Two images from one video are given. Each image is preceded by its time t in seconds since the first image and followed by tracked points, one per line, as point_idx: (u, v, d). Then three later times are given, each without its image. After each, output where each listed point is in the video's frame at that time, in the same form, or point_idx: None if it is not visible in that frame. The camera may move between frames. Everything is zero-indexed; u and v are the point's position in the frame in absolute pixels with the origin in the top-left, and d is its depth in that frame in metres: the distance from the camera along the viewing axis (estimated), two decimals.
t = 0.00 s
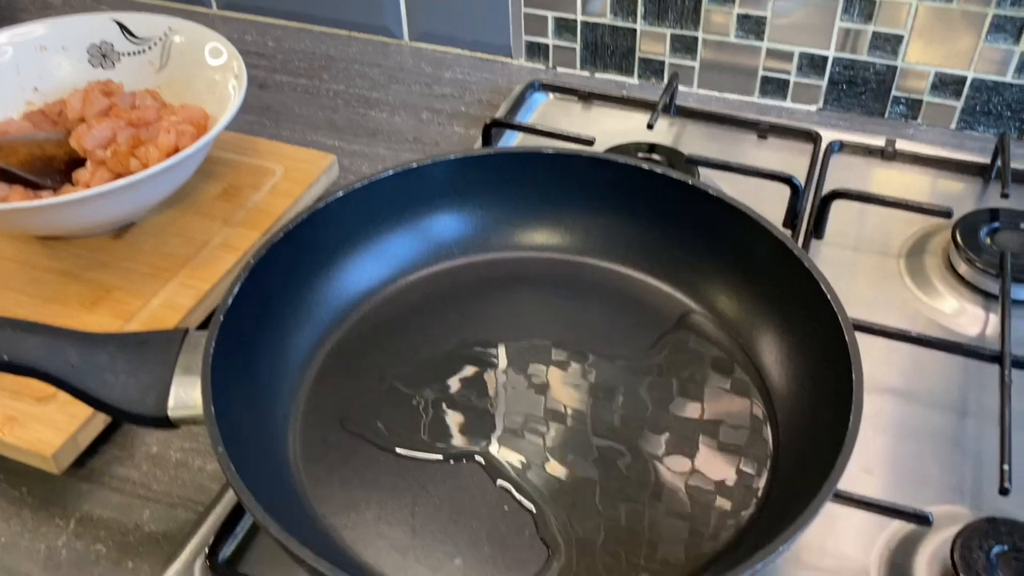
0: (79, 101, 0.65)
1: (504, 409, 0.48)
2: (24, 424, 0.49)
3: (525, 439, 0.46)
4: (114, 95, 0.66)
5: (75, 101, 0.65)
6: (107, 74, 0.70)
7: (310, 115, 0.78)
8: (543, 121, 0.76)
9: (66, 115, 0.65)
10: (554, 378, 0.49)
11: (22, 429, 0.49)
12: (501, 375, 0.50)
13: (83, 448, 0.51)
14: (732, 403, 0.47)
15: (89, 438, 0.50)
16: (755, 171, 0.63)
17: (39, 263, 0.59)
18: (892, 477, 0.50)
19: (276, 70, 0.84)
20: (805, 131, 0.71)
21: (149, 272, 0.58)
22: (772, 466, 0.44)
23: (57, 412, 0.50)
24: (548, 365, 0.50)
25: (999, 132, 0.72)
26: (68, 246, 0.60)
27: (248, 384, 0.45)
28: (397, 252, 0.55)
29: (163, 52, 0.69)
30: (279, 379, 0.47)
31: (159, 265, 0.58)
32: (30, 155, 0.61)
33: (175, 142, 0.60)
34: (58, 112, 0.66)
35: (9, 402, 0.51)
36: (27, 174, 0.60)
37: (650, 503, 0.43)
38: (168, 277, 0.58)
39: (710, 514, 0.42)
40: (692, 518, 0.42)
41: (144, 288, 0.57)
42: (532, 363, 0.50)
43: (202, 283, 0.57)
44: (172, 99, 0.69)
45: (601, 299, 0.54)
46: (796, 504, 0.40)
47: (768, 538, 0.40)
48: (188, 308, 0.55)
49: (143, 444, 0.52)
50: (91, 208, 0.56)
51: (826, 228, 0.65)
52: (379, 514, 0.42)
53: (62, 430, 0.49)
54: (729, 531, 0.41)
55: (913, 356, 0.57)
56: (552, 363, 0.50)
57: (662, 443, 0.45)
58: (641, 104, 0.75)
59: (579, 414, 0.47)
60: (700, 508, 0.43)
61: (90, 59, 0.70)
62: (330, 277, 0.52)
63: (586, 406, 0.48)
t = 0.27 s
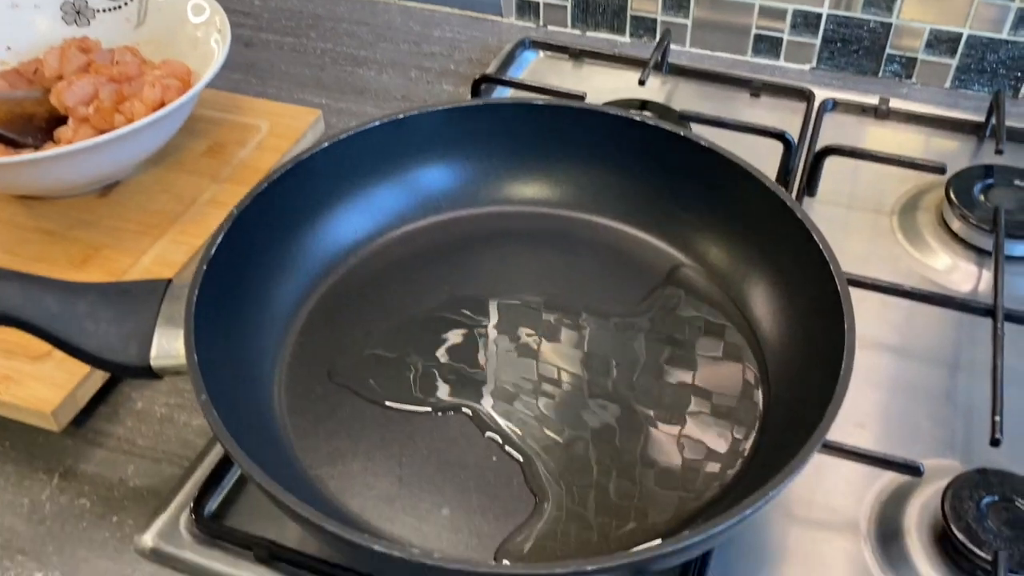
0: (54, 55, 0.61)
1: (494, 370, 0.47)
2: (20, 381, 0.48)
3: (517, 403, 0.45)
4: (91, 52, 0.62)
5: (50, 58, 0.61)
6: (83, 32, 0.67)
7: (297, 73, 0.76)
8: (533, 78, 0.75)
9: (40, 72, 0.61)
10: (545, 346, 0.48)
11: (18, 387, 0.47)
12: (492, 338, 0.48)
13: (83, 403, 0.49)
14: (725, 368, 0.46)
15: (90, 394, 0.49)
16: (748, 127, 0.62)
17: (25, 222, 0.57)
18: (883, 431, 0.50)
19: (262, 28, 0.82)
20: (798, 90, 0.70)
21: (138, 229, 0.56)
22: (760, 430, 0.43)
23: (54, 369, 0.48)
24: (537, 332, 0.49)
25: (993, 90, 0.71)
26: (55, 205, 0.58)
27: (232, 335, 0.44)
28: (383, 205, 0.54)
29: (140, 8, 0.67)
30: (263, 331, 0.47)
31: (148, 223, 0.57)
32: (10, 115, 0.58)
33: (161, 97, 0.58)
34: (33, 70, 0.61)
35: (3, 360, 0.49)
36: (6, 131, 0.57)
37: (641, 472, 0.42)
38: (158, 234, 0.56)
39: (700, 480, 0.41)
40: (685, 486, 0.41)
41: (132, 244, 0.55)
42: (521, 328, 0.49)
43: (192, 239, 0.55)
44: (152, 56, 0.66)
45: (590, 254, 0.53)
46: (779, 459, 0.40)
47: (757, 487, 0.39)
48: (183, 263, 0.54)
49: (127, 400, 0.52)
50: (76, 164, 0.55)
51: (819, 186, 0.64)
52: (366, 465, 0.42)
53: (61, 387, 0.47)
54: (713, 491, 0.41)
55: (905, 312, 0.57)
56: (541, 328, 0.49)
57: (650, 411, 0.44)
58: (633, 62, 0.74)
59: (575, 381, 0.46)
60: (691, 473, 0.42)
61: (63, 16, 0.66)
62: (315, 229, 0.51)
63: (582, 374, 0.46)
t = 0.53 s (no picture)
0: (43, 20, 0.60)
1: (488, 340, 0.47)
2: (11, 347, 0.47)
3: (515, 373, 0.45)
4: (80, 18, 0.61)
5: (39, 23, 0.60)
6: None
7: (289, 42, 0.76)
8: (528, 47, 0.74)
9: (30, 40, 0.60)
10: (540, 320, 0.48)
11: (9, 353, 0.47)
12: (486, 309, 0.48)
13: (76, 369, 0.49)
14: (719, 344, 0.46)
15: (83, 359, 0.48)
16: (742, 95, 0.62)
17: (15, 190, 0.56)
18: (876, 396, 0.50)
19: None
20: (793, 59, 0.70)
21: (129, 196, 0.56)
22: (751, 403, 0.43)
23: (46, 335, 0.48)
24: (531, 308, 0.48)
25: (988, 60, 0.71)
26: (46, 172, 0.57)
27: (225, 298, 0.44)
28: (376, 169, 0.54)
29: None
30: (256, 295, 0.47)
31: (138, 190, 0.56)
32: None
33: (151, 63, 0.57)
34: (21, 35, 0.60)
35: None
36: None
37: (636, 448, 0.41)
38: (150, 201, 0.55)
39: (694, 453, 0.41)
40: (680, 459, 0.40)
41: (125, 212, 0.55)
42: (512, 302, 0.49)
43: (184, 206, 0.55)
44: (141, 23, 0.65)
45: (584, 220, 0.53)
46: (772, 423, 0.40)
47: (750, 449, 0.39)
48: (174, 230, 0.54)
49: (119, 367, 0.51)
50: (66, 130, 0.54)
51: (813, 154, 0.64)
52: (360, 429, 0.42)
53: (53, 352, 0.47)
54: (701, 460, 0.40)
55: (899, 279, 0.57)
56: (533, 302, 0.49)
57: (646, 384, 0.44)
58: (627, 31, 0.74)
59: (573, 355, 0.46)
60: (684, 447, 0.41)
61: None
62: (309, 193, 0.51)
63: (580, 348, 0.46)
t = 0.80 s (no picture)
0: None
1: (485, 317, 0.47)
2: (13, 324, 0.48)
3: (517, 353, 0.45)
4: None
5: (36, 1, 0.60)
6: None
7: (285, 21, 0.75)
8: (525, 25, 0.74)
9: (29, 17, 0.60)
10: (538, 300, 0.48)
11: (11, 329, 0.47)
12: (483, 289, 0.48)
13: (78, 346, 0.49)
14: (716, 324, 0.46)
15: (85, 335, 0.49)
16: (740, 73, 0.61)
17: (15, 169, 0.56)
18: (873, 371, 0.50)
19: None
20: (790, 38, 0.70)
21: (128, 174, 0.56)
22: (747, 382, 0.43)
23: (49, 312, 0.48)
24: (529, 287, 0.48)
25: (984, 38, 0.71)
26: (44, 151, 0.57)
27: (228, 274, 0.44)
28: (375, 146, 0.54)
29: None
30: (257, 270, 0.47)
31: (137, 168, 0.56)
32: None
33: (149, 41, 0.57)
34: (18, 14, 0.60)
35: None
36: None
37: (632, 427, 0.41)
38: (149, 179, 0.55)
39: (690, 432, 0.41)
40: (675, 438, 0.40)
41: (124, 189, 0.55)
42: (507, 283, 0.49)
43: (184, 183, 0.55)
44: None
45: (582, 197, 0.53)
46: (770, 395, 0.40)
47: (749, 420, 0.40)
48: (173, 208, 0.54)
49: (120, 344, 0.52)
50: (64, 108, 0.54)
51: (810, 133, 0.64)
52: (363, 403, 0.42)
53: (55, 329, 0.47)
54: (696, 436, 0.41)
55: (895, 256, 0.57)
56: (532, 281, 0.49)
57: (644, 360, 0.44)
58: (625, 9, 0.74)
59: (570, 333, 0.46)
60: (680, 426, 0.41)
61: None
62: (309, 168, 0.51)
63: (578, 328, 0.46)
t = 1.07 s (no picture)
0: None
1: (486, 305, 0.47)
2: (23, 311, 0.48)
3: (518, 340, 0.45)
4: None
5: None
6: None
7: (286, 11, 0.76)
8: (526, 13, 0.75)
9: (32, 7, 0.59)
10: (538, 288, 0.48)
11: (21, 316, 0.48)
12: (484, 278, 0.49)
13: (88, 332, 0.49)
14: (715, 311, 0.46)
15: (95, 322, 0.49)
16: (741, 60, 0.62)
17: (21, 158, 0.56)
18: (874, 353, 0.51)
19: None
20: (790, 25, 0.70)
21: (135, 162, 0.56)
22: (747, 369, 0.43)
23: (58, 299, 0.49)
24: (530, 276, 0.49)
25: (982, 25, 0.72)
26: (50, 140, 0.58)
27: (239, 259, 0.45)
28: (380, 132, 0.54)
29: None
30: (265, 256, 0.47)
31: (143, 156, 0.57)
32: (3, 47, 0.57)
33: (155, 30, 0.57)
34: (22, 2, 0.59)
35: (6, 290, 0.49)
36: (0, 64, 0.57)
37: (632, 413, 0.42)
38: (155, 166, 0.56)
39: (690, 418, 0.41)
40: (674, 424, 0.41)
41: (131, 177, 0.55)
42: (507, 272, 0.49)
43: (190, 171, 0.56)
44: None
45: (586, 184, 0.54)
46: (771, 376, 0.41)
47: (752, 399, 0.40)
48: (180, 195, 0.54)
49: (129, 331, 0.52)
50: (71, 97, 0.55)
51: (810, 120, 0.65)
52: (372, 386, 0.43)
53: (65, 316, 0.48)
54: (696, 422, 0.41)
55: (894, 240, 0.58)
56: (533, 269, 0.49)
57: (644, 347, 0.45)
58: None
59: (568, 321, 0.46)
60: (679, 413, 0.42)
61: None
62: (316, 153, 0.52)
63: (578, 314, 0.47)
